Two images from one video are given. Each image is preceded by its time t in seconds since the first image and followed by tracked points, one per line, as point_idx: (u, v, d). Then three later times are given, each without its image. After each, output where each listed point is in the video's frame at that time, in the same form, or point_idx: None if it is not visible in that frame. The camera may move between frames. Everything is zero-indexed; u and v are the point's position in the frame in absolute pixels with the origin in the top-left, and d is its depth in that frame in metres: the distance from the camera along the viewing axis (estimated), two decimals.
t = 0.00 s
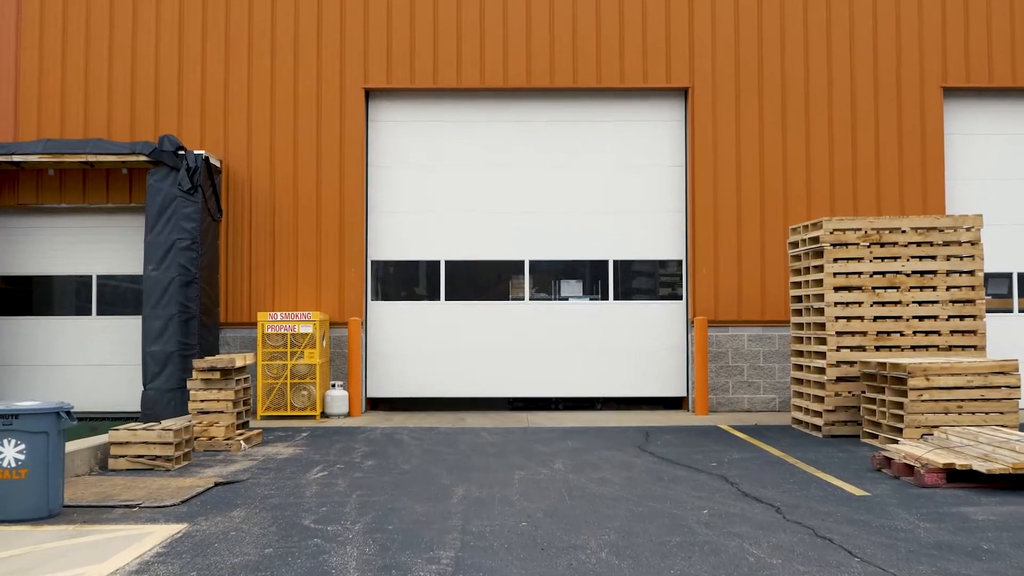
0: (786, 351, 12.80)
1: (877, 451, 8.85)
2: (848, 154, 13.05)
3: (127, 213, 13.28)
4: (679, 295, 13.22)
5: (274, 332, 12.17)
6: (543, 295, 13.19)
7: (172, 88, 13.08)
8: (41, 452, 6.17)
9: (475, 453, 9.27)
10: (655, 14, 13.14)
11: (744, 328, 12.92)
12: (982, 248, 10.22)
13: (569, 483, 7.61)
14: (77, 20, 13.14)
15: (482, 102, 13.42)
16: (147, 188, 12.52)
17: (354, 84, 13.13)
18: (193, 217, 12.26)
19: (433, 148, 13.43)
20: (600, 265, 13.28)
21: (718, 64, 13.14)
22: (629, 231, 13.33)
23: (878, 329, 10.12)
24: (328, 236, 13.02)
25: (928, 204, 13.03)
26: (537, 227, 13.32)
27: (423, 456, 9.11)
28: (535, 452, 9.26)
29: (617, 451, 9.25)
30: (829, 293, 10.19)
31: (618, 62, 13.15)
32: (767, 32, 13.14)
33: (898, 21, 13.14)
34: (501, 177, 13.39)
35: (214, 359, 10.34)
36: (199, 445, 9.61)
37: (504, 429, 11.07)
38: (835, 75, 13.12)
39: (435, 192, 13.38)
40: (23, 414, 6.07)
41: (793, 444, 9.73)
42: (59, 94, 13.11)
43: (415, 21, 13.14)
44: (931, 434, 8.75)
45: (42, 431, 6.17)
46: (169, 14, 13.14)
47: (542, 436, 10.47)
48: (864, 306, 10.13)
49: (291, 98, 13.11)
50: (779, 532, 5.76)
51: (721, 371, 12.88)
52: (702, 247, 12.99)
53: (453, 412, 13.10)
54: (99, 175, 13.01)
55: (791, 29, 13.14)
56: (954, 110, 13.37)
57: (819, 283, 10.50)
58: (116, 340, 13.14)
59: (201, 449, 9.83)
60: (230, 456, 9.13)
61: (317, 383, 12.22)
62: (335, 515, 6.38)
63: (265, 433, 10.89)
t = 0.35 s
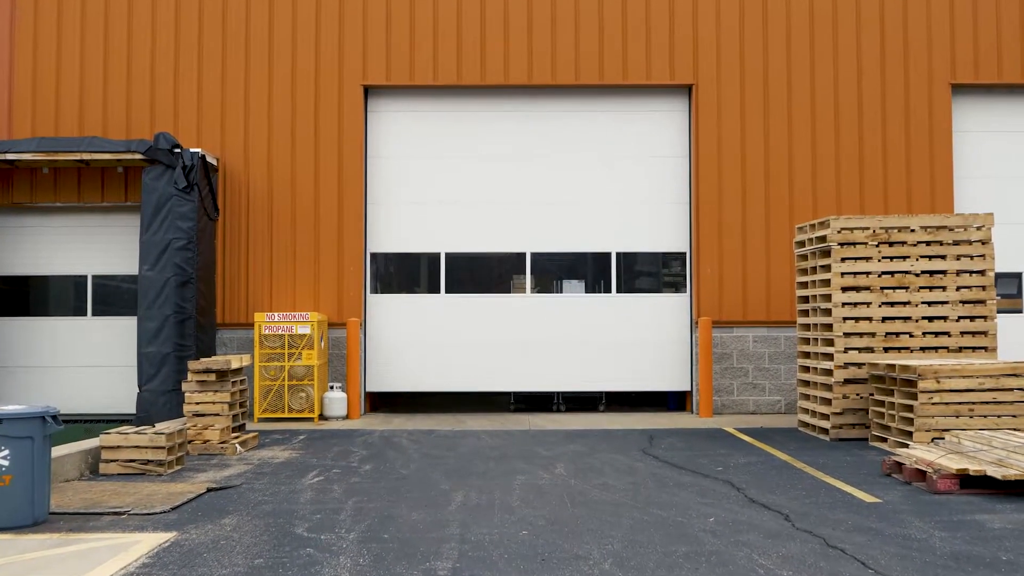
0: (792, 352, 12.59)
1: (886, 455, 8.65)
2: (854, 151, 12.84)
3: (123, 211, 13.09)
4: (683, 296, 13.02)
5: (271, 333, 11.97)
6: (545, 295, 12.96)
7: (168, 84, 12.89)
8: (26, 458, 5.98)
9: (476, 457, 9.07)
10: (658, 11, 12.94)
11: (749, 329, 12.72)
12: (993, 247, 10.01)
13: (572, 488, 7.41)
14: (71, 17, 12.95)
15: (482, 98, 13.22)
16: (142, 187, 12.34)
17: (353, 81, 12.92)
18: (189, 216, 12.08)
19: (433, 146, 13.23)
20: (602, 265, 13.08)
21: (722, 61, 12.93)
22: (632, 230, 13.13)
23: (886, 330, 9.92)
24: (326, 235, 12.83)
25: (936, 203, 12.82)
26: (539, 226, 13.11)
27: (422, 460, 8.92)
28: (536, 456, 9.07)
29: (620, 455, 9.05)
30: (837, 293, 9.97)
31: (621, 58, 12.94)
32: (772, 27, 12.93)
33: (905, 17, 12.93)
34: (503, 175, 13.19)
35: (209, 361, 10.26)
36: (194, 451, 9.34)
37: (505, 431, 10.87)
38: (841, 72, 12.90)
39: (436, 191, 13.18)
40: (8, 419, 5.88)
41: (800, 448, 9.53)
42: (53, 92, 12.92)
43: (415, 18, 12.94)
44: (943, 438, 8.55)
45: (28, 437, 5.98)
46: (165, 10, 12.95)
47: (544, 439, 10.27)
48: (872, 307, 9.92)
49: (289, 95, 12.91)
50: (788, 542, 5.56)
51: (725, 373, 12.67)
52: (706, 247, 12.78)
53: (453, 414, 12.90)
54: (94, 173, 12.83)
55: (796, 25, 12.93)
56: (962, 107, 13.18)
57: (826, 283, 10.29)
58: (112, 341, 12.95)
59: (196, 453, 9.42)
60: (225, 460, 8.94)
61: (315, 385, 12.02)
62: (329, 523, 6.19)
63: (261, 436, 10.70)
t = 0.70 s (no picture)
0: (798, 353, 12.38)
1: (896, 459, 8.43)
2: (862, 148, 12.62)
3: (118, 210, 12.89)
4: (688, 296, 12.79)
5: (269, 333, 11.76)
6: (548, 296, 12.74)
7: (165, 80, 12.69)
8: (9, 463, 5.77)
9: (475, 460, 8.86)
10: (662, 5, 12.72)
11: (755, 330, 12.50)
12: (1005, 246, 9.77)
13: (573, 493, 7.20)
14: (66, 12, 12.75)
15: (484, 95, 13.02)
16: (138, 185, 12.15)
17: (352, 77, 12.72)
18: (186, 215, 11.90)
19: (433, 144, 13.03)
20: (605, 265, 12.84)
21: (727, 56, 12.72)
22: (636, 230, 12.91)
23: (896, 330, 9.70)
24: (325, 233, 12.62)
25: (945, 201, 12.60)
26: (541, 225, 12.90)
27: (420, 464, 8.70)
28: (538, 459, 8.86)
29: (624, 459, 8.82)
30: (845, 293, 9.75)
31: (625, 53, 12.73)
32: (779, 22, 12.71)
33: (914, 12, 12.71)
34: (504, 174, 12.98)
35: (204, 362, 10.10)
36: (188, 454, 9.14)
37: (506, 434, 10.67)
38: (849, 68, 12.68)
39: (436, 189, 12.96)
40: None
41: (807, 451, 9.31)
42: (48, 88, 12.72)
43: (415, 13, 12.73)
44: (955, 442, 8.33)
45: (11, 441, 5.78)
46: (161, 5, 12.75)
47: (546, 442, 10.05)
48: (881, 307, 9.70)
49: (287, 92, 12.71)
50: (799, 551, 5.35)
51: (731, 374, 12.45)
52: (711, 246, 12.57)
53: (453, 416, 12.69)
54: (90, 172, 12.61)
55: (803, 20, 12.71)
56: (971, 103, 12.96)
57: (834, 283, 10.07)
58: (105, 342, 12.75)
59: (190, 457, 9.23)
60: (219, 464, 8.73)
61: (313, 387, 11.82)
62: (323, 530, 5.99)
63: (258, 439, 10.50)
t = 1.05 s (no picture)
0: (806, 355, 12.19)
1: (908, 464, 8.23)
2: (871, 148, 12.43)
3: (116, 210, 12.73)
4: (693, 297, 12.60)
5: (268, 334, 11.58)
6: (552, 296, 12.54)
7: (163, 77, 12.52)
8: None
9: (477, 464, 8.67)
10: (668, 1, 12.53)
11: (762, 331, 12.30)
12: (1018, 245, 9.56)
13: (577, 499, 7.01)
14: (63, 9, 12.58)
15: (487, 93, 12.84)
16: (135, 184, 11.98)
17: (352, 74, 12.54)
18: (184, 214, 11.75)
19: (435, 143, 12.85)
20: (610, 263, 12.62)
21: (733, 53, 12.53)
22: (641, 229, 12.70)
23: (906, 332, 9.50)
24: (325, 234, 12.44)
25: (955, 199, 12.40)
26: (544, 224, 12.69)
27: (420, 468, 8.52)
28: (541, 464, 8.67)
29: (629, 463, 8.63)
30: (854, 293, 9.55)
31: (630, 50, 12.54)
32: (786, 18, 12.52)
33: (923, 8, 12.51)
34: (505, 172, 12.80)
35: (202, 364, 9.97)
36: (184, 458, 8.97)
37: (509, 437, 10.48)
38: (857, 65, 12.49)
39: (438, 189, 12.78)
40: None
41: (816, 455, 9.12)
42: (45, 85, 12.56)
43: (416, 10, 12.54)
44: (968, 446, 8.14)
45: None
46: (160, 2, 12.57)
47: (549, 445, 9.86)
48: (891, 308, 9.51)
49: (287, 90, 12.53)
50: (810, 560, 5.16)
51: (737, 376, 12.26)
52: (718, 246, 12.37)
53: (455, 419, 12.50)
54: (87, 170, 12.46)
55: (810, 16, 12.51)
56: (981, 101, 12.76)
57: (843, 283, 9.87)
58: (100, 343, 12.58)
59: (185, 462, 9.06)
60: (214, 468, 8.55)
61: (313, 389, 11.65)
62: (318, 538, 5.81)
63: (256, 442, 10.33)
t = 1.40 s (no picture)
0: (817, 357, 11.93)
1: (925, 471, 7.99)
2: (883, 147, 12.18)
3: (114, 210, 12.52)
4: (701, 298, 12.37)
5: (268, 336, 11.37)
6: (557, 298, 12.31)
7: (163, 75, 12.31)
8: None
9: (480, 470, 8.44)
10: None
11: (772, 333, 12.06)
12: None
13: (583, 507, 6.78)
14: (61, 6, 12.38)
15: (491, 91, 12.61)
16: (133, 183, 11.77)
17: (353, 72, 12.32)
18: (183, 214, 11.56)
19: (437, 143, 12.63)
20: (617, 264, 12.38)
21: (742, 50, 12.29)
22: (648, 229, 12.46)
23: (921, 334, 9.25)
24: (326, 234, 12.23)
25: (969, 198, 12.14)
26: (550, 225, 12.46)
27: (423, 474, 8.29)
28: (546, 470, 8.43)
29: (637, 469, 8.39)
30: (868, 294, 9.30)
31: (637, 47, 12.30)
32: (796, 14, 12.27)
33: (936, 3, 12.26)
34: (509, 171, 12.57)
35: (199, 367, 9.79)
36: (181, 463, 8.76)
37: (514, 441, 10.25)
38: (868, 63, 12.24)
39: (440, 189, 12.55)
40: None
41: (829, 461, 8.87)
42: (42, 83, 12.36)
43: (419, 7, 12.32)
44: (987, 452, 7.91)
45: None
46: None
47: (554, 450, 9.63)
48: (905, 309, 9.27)
49: (288, 88, 12.31)
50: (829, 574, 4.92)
51: (747, 379, 12.00)
52: (726, 246, 12.14)
53: (458, 422, 12.27)
54: (84, 170, 12.26)
55: (820, 11, 12.27)
56: (995, 99, 12.50)
57: (855, 284, 9.63)
58: (95, 348, 12.38)
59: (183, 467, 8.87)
60: (211, 474, 8.33)
61: (314, 392, 11.43)
62: (315, 548, 5.58)
63: (255, 446, 10.11)
